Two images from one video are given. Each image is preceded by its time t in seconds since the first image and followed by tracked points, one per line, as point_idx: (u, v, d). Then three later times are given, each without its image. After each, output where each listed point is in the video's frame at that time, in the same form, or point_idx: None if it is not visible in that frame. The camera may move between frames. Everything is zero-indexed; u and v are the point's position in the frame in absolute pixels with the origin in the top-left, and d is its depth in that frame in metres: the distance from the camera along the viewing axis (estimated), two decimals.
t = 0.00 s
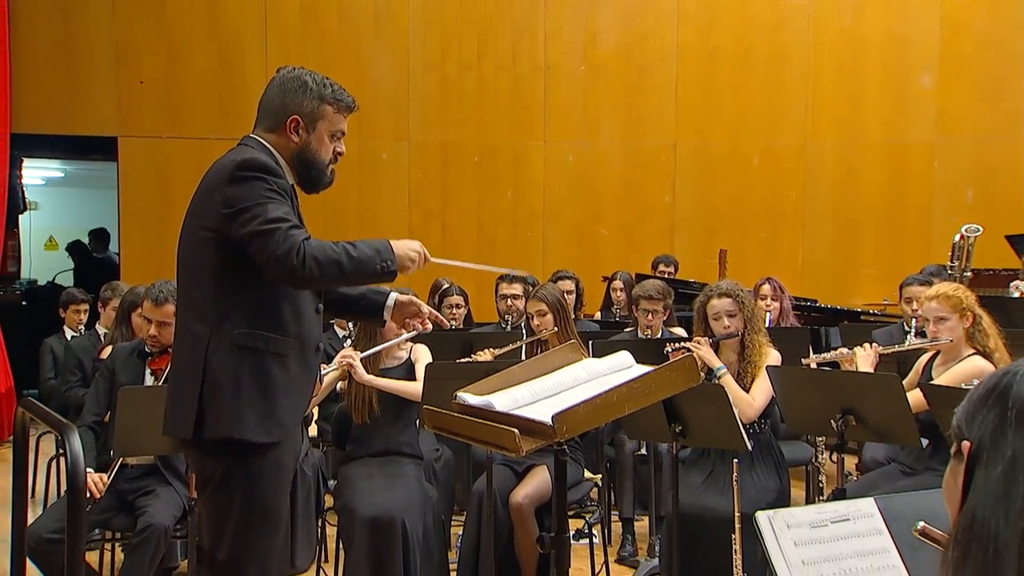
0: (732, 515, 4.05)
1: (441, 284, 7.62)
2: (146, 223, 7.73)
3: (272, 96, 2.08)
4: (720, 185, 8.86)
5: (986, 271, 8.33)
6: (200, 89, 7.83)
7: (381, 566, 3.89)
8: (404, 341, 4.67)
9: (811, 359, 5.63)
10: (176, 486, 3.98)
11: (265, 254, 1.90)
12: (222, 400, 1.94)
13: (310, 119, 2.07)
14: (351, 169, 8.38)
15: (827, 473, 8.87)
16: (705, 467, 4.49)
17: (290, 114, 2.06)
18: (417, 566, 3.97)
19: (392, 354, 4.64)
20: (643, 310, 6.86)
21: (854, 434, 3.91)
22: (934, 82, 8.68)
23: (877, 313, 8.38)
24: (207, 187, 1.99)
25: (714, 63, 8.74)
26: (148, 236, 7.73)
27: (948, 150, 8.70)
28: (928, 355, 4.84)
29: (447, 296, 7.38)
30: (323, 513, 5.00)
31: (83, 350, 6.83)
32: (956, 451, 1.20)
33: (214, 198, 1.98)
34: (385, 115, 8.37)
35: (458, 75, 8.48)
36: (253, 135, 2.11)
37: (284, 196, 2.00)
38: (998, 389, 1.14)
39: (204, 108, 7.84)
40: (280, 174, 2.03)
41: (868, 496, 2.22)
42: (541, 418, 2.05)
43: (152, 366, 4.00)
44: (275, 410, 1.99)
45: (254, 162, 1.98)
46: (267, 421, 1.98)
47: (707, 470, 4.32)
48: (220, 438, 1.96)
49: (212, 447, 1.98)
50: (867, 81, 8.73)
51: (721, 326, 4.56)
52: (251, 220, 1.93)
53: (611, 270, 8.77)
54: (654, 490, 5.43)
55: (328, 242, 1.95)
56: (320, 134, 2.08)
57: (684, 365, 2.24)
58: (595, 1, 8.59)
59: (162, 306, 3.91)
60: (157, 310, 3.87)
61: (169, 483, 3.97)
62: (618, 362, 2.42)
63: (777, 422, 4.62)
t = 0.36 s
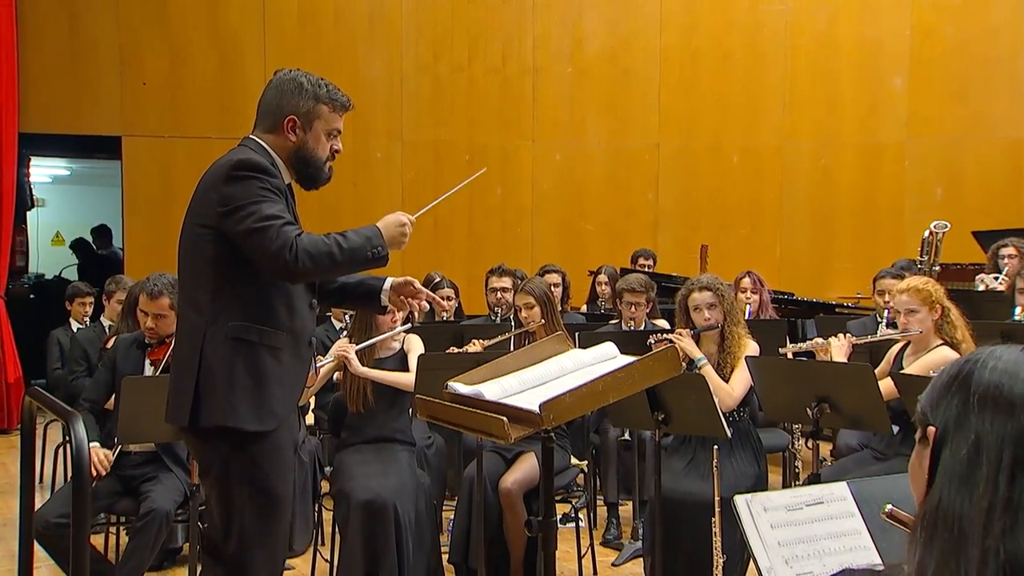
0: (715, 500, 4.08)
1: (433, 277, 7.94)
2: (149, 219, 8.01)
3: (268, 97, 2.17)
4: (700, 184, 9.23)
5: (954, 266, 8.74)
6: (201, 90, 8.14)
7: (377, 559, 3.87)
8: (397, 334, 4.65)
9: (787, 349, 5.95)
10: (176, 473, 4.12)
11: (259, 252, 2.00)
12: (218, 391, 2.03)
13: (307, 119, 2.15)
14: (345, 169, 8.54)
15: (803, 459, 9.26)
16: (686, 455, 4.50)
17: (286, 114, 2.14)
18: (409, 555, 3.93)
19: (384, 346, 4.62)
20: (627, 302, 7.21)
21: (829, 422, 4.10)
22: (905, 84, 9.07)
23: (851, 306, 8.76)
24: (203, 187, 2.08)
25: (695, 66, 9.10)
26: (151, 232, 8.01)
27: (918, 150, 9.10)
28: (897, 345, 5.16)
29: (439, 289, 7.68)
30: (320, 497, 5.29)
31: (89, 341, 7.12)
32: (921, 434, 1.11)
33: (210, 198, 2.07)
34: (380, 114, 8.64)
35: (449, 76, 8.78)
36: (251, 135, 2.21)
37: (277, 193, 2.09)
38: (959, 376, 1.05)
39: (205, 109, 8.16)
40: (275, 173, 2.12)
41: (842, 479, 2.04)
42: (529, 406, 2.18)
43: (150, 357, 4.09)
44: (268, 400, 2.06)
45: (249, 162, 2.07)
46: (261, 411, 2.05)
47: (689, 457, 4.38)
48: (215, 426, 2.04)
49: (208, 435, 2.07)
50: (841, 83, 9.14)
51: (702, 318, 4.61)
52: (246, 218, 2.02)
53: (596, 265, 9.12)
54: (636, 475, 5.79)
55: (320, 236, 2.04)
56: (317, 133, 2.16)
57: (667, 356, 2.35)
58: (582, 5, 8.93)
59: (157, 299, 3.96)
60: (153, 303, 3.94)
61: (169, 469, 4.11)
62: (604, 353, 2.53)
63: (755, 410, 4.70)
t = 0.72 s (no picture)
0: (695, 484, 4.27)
1: (425, 272, 8.27)
2: (151, 215, 8.34)
3: (259, 100, 2.39)
4: (682, 182, 9.60)
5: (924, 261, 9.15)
6: (201, 91, 8.45)
7: (372, 537, 4.17)
8: (391, 327, 4.89)
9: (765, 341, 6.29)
10: (179, 459, 4.28)
11: (243, 256, 2.21)
12: (221, 389, 2.29)
13: (297, 116, 2.38)
14: (340, 166, 8.88)
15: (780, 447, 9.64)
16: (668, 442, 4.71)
17: (277, 113, 2.38)
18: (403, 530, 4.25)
19: (379, 339, 4.85)
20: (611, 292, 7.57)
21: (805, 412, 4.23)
22: (878, 86, 9.47)
23: (826, 299, 9.14)
24: (201, 192, 2.32)
25: (678, 68, 9.47)
26: (153, 228, 8.34)
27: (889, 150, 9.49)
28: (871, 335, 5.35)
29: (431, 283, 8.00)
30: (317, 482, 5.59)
31: (94, 333, 7.42)
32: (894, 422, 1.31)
33: (206, 203, 2.31)
34: (374, 115, 8.94)
35: (441, 78, 9.10)
36: (246, 136, 2.44)
37: (266, 201, 2.30)
38: (929, 365, 1.27)
39: (205, 109, 8.47)
40: (268, 178, 2.34)
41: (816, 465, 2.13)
42: (518, 395, 2.28)
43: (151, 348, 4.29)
44: (269, 397, 2.30)
45: (240, 167, 2.29)
46: (262, 407, 2.30)
47: (672, 445, 4.58)
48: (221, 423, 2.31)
49: (219, 430, 2.33)
50: (817, 85, 9.54)
51: (683, 311, 4.82)
52: (235, 225, 2.24)
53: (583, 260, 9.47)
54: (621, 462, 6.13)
55: (301, 248, 2.21)
56: (308, 128, 2.40)
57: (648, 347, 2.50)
58: (569, 10, 9.28)
59: (156, 291, 4.19)
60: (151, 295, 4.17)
61: (171, 456, 4.26)
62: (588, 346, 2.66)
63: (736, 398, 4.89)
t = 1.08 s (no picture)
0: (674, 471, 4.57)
1: (415, 267, 8.60)
2: (150, 212, 8.65)
3: (258, 99, 2.51)
4: (662, 180, 9.97)
5: (893, 257, 9.56)
6: (198, 92, 8.74)
7: (366, 516, 4.51)
8: (382, 322, 5.14)
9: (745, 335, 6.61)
10: (176, 447, 4.54)
11: (242, 242, 2.33)
12: (234, 380, 2.41)
13: (294, 115, 2.50)
14: (333, 164, 9.19)
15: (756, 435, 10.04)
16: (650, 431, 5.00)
17: (275, 112, 2.50)
18: (393, 518, 4.59)
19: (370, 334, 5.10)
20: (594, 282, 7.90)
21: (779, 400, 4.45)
22: (850, 89, 9.95)
23: (800, 293, 9.54)
24: (207, 187, 2.47)
25: (658, 70, 9.83)
26: (152, 225, 8.64)
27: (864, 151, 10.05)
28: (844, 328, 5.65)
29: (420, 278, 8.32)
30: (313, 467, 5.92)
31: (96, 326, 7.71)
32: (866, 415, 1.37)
33: (212, 196, 2.44)
34: (365, 115, 9.23)
35: (430, 80, 9.41)
36: (246, 135, 2.56)
37: (268, 193, 2.42)
38: (898, 360, 1.33)
39: (202, 109, 8.77)
40: (270, 172, 2.48)
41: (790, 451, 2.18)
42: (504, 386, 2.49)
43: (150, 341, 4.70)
44: (280, 388, 2.43)
45: (243, 162, 2.43)
46: (274, 398, 2.43)
47: (652, 433, 4.89)
48: (233, 414, 2.43)
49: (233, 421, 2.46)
50: (791, 87, 9.95)
51: (664, 305, 5.05)
52: (236, 214, 2.37)
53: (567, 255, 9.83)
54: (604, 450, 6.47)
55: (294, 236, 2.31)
56: (305, 126, 2.52)
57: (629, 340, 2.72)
58: (553, 13, 9.60)
59: (154, 290, 4.53)
60: (148, 292, 4.51)
61: (170, 444, 4.53)
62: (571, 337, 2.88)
63: (713, 388, 5.17)
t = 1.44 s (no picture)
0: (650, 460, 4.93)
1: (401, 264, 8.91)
2: (143, 209, 8.93)
3: (269, 99, 2.69)
4: (639, 179, 10.35)
5: (858, 253, 9.98)
6: (190, 93, 9.02)
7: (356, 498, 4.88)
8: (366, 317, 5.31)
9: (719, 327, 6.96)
10: (168, 437, 4.85)
11: (263, 226, 2.48)
12: (245, 365, 2.56)
13: (304, 116, 2.69)
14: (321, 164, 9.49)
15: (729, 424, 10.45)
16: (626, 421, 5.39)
17: (287, 112, 2.68)
18: (376, 510, 4.95)
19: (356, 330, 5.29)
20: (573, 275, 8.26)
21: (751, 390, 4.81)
22: (818, 94, 10.45)
23: (771, 288, 9.94)
24: (224, 180, 2.62)
25: (635, 74, 10.21)
26: (145, 222, 8.92)
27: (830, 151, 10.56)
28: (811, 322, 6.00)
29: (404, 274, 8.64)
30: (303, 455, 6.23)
31: (91, 320, 7.96)
32: (832, 405, 1.45)
33: (230, 188, 2.60)
34: (352, 116, 9.53)
35: (415, 82, 9.72)
36: (258, 133, 2.73)
37: (286, 182, 2.58)
38: (867, 352, 1.40)
39: (193, 110, 9.05)
40: (287, 166, 2.64)
41: (760, 440, 2.38)
42: (486, 377, 2.80)
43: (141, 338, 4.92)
44: (289, 375, 2.59)
45: (261, 156, 2.59)
46: (283, 385, 2.58)
47: (629, 423, 5.28)
48: (243, 399, 2.58)
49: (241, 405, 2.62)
50: (762, 91, 10.40)
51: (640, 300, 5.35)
52: (256, 201, 2.52)
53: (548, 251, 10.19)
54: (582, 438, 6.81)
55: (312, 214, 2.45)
56: (315, 126, 2.71)
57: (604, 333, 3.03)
58: (534, 18, 9.94)
59: (149, 288, 4.76)
60: (143, 290, 4.74)
61: (163, 435, 4.84)
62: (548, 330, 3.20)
63: (687, 379, 5.53)
